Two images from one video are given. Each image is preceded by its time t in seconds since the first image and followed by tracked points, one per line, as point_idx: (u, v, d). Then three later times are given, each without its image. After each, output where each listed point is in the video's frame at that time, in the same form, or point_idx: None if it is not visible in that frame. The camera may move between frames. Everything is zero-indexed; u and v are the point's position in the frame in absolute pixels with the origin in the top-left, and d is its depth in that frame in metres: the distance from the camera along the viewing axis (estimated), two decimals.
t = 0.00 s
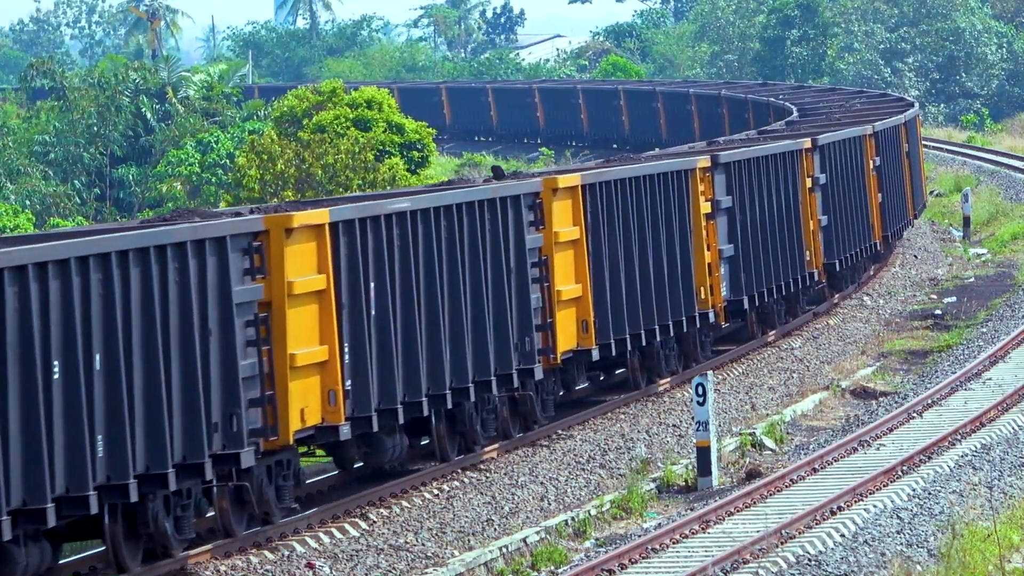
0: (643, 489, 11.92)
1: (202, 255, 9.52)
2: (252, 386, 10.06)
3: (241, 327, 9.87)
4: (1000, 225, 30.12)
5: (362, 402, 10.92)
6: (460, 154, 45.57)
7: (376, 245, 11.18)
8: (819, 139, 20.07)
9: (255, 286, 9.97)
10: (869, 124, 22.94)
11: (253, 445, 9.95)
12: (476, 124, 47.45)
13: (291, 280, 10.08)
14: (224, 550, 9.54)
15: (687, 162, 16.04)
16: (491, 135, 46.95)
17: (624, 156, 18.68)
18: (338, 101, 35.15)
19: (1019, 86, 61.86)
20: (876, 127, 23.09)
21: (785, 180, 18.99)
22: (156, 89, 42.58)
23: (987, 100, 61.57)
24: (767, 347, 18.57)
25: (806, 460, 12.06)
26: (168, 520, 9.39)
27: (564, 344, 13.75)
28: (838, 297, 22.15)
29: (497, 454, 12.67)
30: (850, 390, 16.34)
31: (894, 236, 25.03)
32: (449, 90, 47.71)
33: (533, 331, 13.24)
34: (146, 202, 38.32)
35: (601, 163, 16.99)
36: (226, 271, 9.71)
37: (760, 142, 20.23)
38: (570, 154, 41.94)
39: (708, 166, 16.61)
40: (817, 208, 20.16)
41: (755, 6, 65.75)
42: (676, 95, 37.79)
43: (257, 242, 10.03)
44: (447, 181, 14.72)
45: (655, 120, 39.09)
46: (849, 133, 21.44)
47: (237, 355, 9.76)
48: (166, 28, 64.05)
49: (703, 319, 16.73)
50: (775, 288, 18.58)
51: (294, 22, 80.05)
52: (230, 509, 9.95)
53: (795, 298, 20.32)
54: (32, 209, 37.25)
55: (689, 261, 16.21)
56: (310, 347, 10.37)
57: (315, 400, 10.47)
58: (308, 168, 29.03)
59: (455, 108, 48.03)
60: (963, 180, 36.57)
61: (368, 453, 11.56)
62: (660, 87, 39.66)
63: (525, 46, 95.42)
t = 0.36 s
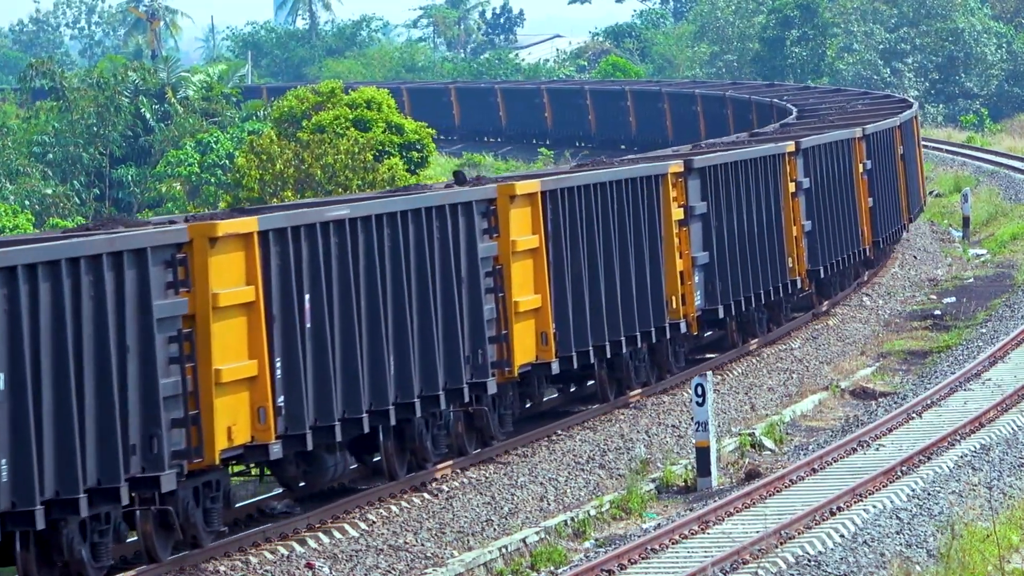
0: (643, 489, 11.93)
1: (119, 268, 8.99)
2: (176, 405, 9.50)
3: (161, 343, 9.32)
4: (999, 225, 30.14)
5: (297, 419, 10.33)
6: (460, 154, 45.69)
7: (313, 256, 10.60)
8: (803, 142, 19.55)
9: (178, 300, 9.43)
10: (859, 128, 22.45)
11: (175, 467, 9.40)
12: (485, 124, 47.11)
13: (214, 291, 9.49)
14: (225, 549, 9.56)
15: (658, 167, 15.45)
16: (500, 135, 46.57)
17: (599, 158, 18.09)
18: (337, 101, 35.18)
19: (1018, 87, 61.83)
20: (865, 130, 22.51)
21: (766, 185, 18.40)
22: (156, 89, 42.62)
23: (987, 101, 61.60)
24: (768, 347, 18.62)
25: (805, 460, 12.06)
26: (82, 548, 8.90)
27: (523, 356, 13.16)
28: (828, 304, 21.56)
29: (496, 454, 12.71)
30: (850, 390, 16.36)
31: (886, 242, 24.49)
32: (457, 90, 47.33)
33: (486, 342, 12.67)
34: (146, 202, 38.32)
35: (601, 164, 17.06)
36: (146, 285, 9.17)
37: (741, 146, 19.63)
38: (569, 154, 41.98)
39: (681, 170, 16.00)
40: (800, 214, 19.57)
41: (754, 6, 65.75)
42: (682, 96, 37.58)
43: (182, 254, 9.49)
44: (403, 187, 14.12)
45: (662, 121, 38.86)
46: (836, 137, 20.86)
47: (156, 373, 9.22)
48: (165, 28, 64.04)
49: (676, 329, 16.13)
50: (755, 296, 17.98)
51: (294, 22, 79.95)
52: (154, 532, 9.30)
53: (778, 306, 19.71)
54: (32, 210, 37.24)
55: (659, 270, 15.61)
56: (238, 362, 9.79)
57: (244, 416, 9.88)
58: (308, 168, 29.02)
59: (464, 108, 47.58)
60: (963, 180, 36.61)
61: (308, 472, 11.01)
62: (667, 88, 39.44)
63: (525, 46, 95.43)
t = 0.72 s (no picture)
0: (643, 489, 11.93)
1: (27, 282, 8.04)
2: (91, 427, 8.58)
3: (75, 362, 8.41)
4: (999, 226, 30.13)
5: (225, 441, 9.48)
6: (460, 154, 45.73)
7: (244, 267, 9.75)
8: (786, 145, 18.96)
9: (95, 317, 8.51)
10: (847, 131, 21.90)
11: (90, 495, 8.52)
12: (495, 124, 46.61)
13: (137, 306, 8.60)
14: (225, 549, 9.51)
15: (626, 172, 14.80)
16: (509, 136, 46.00)
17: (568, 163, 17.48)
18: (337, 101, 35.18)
19: (1019, 87, 61.62)
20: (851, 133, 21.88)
21: (745, 190, 17.79)
22: (156, 90, 42.64)
23: (987, 101, 61.48)
24: (767, 348, 18.63)
25: (805, 460, 12.07)
26: None
27: (476, 370, 12.40)
28: (818, 311, 20.91)
29: (496, 454, 12.67)
30: (850, 390, 16.36)
31: (877, 248, 23.90)
32: (466, 91, 46.88)
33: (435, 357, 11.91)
34: (146, 203, 38.33)
35: (601, 164, 17.06)
36: (58, 300, 8.24)
37: (719, 150, 19.02)
38: (569, 154, 41.97)
39: (650, 175, 15.36)
40: (782, 218, 18.94)
41: (755, 6, 65.76)
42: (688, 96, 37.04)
43: (100, 267, 8.58)
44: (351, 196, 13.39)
45: (669, 124, 38.18)
46: (822, 139, 20.25)
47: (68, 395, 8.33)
48: (165, 28, 64.08)
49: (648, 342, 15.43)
50: (733, 304, 17.32)
51: (294, 22, 79.96)
52: (69, 559, 8.66)
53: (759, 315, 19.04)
54: (32, 210, 37.25)
55: (627, 277, 14.92)
56: (161, 380, 8.90)
57: (167, 438, 9.02)
58: (308, 168, 29.03)
59: (474, 109, 47.27)
60: (963, 180, 36.61)
61: (243, 495, 10.22)
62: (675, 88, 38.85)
63: (525, 46, 95.50)
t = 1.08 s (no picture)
0: (644, 489, 11.92)
1: None
2: None
3: None
4: (1000, 225, 30.11)
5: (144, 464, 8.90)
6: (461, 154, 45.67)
7: (168, 280, 9.15)
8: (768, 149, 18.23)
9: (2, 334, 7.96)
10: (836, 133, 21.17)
11: None
12: (505, 123, 46.00)
13: (47, 322, 8.06)
14: (224, 550, 9.52)
15: (592, 177, 14.11)
16: (519, 136, 45.43)
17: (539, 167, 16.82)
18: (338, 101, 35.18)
19: (1020, 86, 61.42)
20: (841, 135, 21.19)
21: (724, 194, 17.10)
22: (157, 89, 42.63)
23: (988, 101, 61.36)
24: (767, 348, 18.60)
25: (806, 460, 12.06)
26: None
27: (426, 385, 11.69)
28: (805, 318, 20.28)
29: (496, 454, 12.66)
30: (850, 390, 16.35)
31: (869, 254, 23.20)
32: (477, 91, 46.41)
33: (381, 371, 11.19)
34: (147, 202, 38.33)
35: (600, 163, 17.04)
36: None
37: (699, 153, 18.35)
38: (570, 153, 41.92)
39: (619, 180, 14.65)
40: (763, 223, 18.25)
41: (755, 6, 65.78)
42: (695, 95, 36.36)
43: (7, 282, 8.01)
44: (299, 203, 12.72)
45: (677, 125, 37.58)
46: (808, 142, 19.54)
47: None
48: (166, 28, 64.08)
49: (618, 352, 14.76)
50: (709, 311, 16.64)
51: (295, 22, 79.93)
52: None
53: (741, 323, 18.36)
54: (32, 209, 37.26)
55: (594, 287, 14.22)
56: (74, 401, 8.35)
57: (81, 464, 8.46)
58: (308, 168, 29.02)
59: (484, 108, 46.79)
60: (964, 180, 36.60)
61: (171, 517, 9.61)
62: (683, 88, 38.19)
63: (525, 45, 95.54)
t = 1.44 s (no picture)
0: (644, 489, 11.92)
1: None
2: None
3: None
4: (1000, 225, 30.11)
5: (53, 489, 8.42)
6: (461, 154, 45.67)
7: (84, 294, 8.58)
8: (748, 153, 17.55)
9: None
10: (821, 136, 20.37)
11: None
12: (513, 124, 45.72)
13: None
14: (224, 550, 9.55)
15: (553, 183, 13.49)
16: (527, 136, 45.25)
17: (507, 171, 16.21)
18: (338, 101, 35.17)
19: (1020, 86, 61.35)
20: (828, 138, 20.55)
21: (699, 199, 16.48)
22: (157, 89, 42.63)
23: (987, 100, 61.29)
24: (767, 348, 18.60)
25: (806, 460, 12.06)
26: None
27: (370, 402, 11.03)
28: (789, 326, 19.67)
29: (497, 454, 12.69)
30: (850, 390, 16.35)
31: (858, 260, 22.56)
32: (487, 91, 46.32)
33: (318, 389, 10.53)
34: (147, 202, 38.33)
35: (600, 163, 17.04)
36: None
37: (675, 157, 17.75)
38: (570, 154, 41.91)
39: (582, 185, 14.04)
40: (741, 229, 17.62)
41: (755, 6, 65.80)
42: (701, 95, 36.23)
43: None
44: (241, 210, 12.09)
45: (683, 125, 37.45)
46: (791, 146, 18.91)
47: None
48: (166, 28, 64.06)
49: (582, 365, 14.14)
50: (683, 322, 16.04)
51: (295, 22, 79.90)
52: None
53: (718, 333, 17.74)
54: (32, 209, 37.26)
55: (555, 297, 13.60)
56: None
57: None
58: (308, 168, 29.03)
59: (494, 108, 46.65)
60: (964, 180, 36.59)
61: (88, 543, 9.10)
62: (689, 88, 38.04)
63: (525, 45, 95.58)
